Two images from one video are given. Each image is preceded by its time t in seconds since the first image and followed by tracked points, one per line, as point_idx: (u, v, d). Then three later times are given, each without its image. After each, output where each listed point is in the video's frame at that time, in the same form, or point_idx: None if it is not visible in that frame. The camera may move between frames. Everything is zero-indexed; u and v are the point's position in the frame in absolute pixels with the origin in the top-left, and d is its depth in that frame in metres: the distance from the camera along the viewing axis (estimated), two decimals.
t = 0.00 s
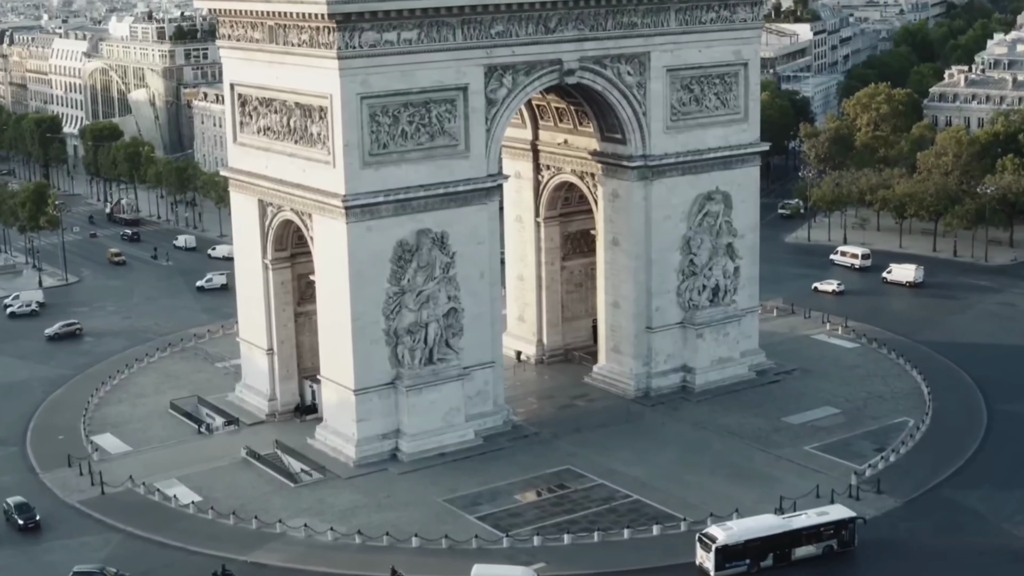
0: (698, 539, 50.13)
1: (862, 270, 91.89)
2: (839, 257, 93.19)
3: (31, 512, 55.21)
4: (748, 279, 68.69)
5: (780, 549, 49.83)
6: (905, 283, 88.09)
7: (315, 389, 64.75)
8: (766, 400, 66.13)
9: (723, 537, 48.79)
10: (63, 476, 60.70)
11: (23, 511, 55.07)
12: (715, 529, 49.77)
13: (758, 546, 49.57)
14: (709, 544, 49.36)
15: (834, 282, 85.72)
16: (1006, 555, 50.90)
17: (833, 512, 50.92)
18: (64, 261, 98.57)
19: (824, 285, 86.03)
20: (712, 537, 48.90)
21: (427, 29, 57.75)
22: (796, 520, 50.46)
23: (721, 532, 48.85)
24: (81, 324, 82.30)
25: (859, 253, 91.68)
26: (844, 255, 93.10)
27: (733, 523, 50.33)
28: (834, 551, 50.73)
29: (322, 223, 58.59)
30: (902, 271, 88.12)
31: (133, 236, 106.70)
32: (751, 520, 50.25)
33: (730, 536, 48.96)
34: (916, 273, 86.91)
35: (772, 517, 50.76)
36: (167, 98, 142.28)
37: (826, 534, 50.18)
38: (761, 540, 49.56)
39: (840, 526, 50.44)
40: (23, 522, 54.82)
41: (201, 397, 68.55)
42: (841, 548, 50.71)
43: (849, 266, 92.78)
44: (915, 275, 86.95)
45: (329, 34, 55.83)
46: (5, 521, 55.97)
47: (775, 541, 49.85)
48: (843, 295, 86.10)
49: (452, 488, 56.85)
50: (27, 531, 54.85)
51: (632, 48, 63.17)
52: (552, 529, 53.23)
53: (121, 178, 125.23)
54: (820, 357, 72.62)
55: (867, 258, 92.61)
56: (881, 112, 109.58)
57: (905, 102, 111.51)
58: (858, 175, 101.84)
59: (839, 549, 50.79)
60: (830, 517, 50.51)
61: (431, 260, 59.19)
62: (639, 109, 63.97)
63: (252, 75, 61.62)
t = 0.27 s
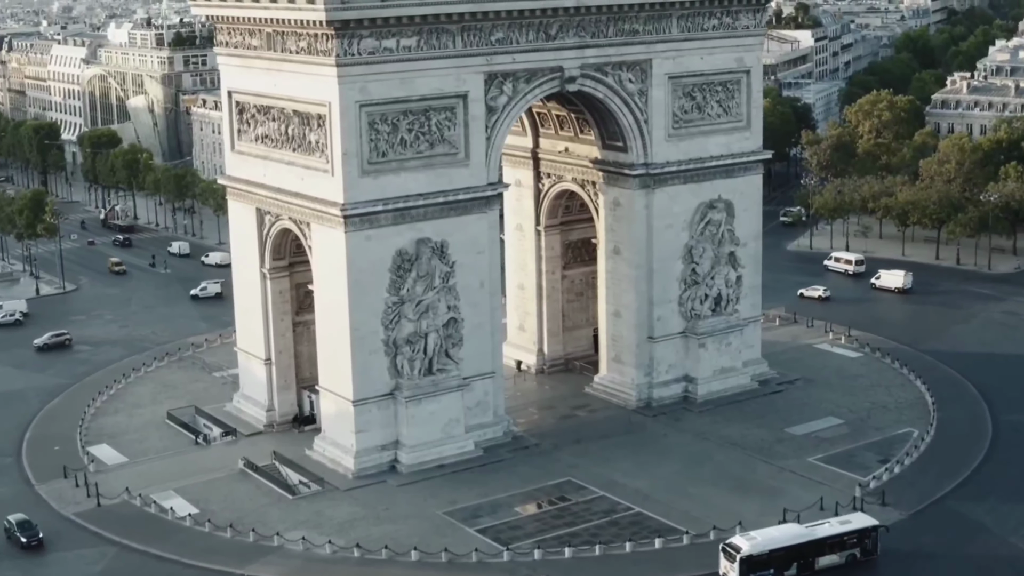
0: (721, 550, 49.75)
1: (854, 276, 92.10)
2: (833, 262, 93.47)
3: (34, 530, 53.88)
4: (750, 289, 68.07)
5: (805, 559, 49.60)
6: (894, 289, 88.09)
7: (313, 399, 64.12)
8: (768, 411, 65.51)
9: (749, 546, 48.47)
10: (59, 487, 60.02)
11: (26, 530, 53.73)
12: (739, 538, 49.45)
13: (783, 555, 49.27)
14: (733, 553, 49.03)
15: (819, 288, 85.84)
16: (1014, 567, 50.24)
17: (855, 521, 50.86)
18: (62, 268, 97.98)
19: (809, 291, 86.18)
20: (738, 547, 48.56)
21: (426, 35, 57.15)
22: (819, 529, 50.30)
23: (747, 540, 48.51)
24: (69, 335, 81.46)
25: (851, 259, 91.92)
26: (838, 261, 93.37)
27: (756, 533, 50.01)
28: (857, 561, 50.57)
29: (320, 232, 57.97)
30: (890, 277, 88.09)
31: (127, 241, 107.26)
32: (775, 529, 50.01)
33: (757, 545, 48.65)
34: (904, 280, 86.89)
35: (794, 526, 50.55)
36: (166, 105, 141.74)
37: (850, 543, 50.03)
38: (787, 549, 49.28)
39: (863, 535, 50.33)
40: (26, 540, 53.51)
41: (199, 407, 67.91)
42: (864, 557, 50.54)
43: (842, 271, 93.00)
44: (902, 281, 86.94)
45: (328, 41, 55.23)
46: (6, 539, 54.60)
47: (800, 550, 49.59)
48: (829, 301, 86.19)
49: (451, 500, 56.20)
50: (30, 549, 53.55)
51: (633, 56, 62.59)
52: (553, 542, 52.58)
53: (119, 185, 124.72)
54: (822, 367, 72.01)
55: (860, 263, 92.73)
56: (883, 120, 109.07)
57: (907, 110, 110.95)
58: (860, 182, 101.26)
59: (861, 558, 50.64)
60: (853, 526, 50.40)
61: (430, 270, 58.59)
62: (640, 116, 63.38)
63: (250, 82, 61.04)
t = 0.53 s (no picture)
0: (751, 563, 48.92)
1: (845, 284, 92.28)
2: (826, 270, 93.64)
3: (39, 553, 52.52)
4: (754, 300, 67.28)
5: (837, 571, 49.00)
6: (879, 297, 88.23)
7: (311, 413, 63.29)
8: (771, 425, 64.70)
9: (783, 559, 47.78)
10: (53, 502, 59.16)
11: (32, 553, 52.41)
12: (770, 552, 48.74)
13: (815, 569, 48.58)
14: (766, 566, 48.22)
15: (802, 297, 86.12)
16: None
17: (883, 532, 50.49)
18: (58, 279, 97.21)
19: (791, 299, 86.48)
20: (771, 560, 47.82)
21: (426, 45, 56.40)
22: (849, 541, 49.76)
23: (780, 553, 47.81)
24: (57, 348, 80.40)
25: (843, 267, 92.15)
26: (830, 269, 93.59)
27: (785, 546, 49.31)
28: (886, 572, 50.09)
29: (318, 244, 57.19)
30: (876, 285, 88.20)
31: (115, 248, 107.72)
32: (804, 542, 49.35)
33: (790, 557, 47.97)
34: (889, 287, 87.02)
35: (823, 539, 49.94)
36: (165, 114, 141.10)
37: (880, 554, 49.58)
38: (818, 562, 48.64)
39: (892, 546, 49.96)
40: (30, 563, 52.13)
41: (195, 420, 67.10)
42: (893, 568, 50.10)
43: (835, 280, 93.18)
44: (887, 288, 87.08)
45: (326, 50, 54.50)
46: (8, 564, 53.12)
47: (832, 563, 48.96)
48: (811, 309, 86.40)
49: (450, 516, 55.37)
50: (35, 572, 52.17)
51: (635, 65, 61.86)
52: (554, 559, 51.74)
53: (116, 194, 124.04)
54: (826, 380, 71.20)
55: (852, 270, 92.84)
56: (886, 129, 108.31)
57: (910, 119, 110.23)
58: (863, 192, 100.53)
59: (890, 569, 50.19)
60: (882, 537, 50.02)
61: (430, 282, 57.81)
62: (642, 127, 62.64)
63: (247, 92, 60.30)
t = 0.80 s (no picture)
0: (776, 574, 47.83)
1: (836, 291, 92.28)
2: (819, 278, 93.79)
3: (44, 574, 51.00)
4: (757, 311, 66.59)
5: None
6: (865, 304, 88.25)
7: (309, 425, 62.57)
8: (775, 437, 63.97)
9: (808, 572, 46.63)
10: (48, 516, 58.38)
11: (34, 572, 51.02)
12: (795, 564, 47.59)
13: None
14: None
15: (784, 303, 86.38)
16: None
17: (910, 540, 49.23)
18: (55, 288, 96.54)
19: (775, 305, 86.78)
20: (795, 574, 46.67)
21: (425, 53, 55.73)
22: (875, 550, 48.51)
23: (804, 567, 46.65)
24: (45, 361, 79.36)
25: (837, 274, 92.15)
26: (824, 276, 93.61)
27: (810, 557, 48.11)
28: None
29: (316, 255, 56.49)
30: (862, 292, 88.23)
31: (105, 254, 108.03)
32: (830, 552, 48.12)
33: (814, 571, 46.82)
34: (875, 294, 87.04)
35: (849, 547, 48.67)
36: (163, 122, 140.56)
37: (907, 564, 48.35)
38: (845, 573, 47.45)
39: (918, 555, 48.66)
40: None
41: (192, 432, 66.39)
42: None
43: (828, 287, 93.19)
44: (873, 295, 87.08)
45: (324, 58, 53.84)
46: None
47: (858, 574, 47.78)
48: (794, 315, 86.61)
49: (450, 531, 54.61)
50: None
51: (637, 74, 61.20)
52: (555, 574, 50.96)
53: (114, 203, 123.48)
54: (830, 391, 70.48)
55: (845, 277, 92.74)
56: (888, 138, 108.66)
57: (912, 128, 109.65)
58: (865, 201, 99.87)
59: None
60: (908, 546, 48.78)
61: (429, 293, 57.11)
62: (644, 136, 61.96)
63: (244, 100, 59.65)
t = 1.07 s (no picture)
0: None
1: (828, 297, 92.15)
2: (812, 284, 93.55)
3: None
4: (759, 322, 65.89)
5: None
6: (850, 310, 88.42)
7: (307, 437, 61.84)
8: (778, 450, 63.23)
9: None
10: (42, 530, 57.60)
11: None
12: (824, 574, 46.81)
13: None
14: None
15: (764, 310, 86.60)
16: None
17: (934, 551, 48.84)
18: (52, 297, 95.84)
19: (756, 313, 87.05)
20: None
21: (424, 61, 55.05)
22: (902, 560, 47.99)
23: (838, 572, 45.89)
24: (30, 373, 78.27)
25: (830, 281, 91.97)
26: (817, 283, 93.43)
27: (837, 567, 47.38)
28: None
29: (313, 265, 55.78)
30: (847, 299, 88.38)
31: (93, 261, 108.30)
32: (857, 562, 47.46)
33: None
34: (860, 300, 87.14)
35: (875, 558, 48.06)
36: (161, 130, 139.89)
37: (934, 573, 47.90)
38: None
39: (944, 564, 48.31)
40: None
41: (189, 444, 65.67)
42: None
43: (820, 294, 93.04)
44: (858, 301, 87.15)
45: (322, 67, 53.18)
46: None
47: None
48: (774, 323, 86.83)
49: (449, 546, 53.84)
50: None
51: (638, 82, 60.53)
52: None
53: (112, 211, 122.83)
54: (833, 402, 69.74)
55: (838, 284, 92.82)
56: (890, 146, 108.17)
57: (914, 136, 109.03)
58: (868, 210, 99.21)
59: None
60: (934, 555, 48.39)
61: (428, 304, 56.40)
62: (646, 145, 61.27)
63: (241, 109, 58.95)
